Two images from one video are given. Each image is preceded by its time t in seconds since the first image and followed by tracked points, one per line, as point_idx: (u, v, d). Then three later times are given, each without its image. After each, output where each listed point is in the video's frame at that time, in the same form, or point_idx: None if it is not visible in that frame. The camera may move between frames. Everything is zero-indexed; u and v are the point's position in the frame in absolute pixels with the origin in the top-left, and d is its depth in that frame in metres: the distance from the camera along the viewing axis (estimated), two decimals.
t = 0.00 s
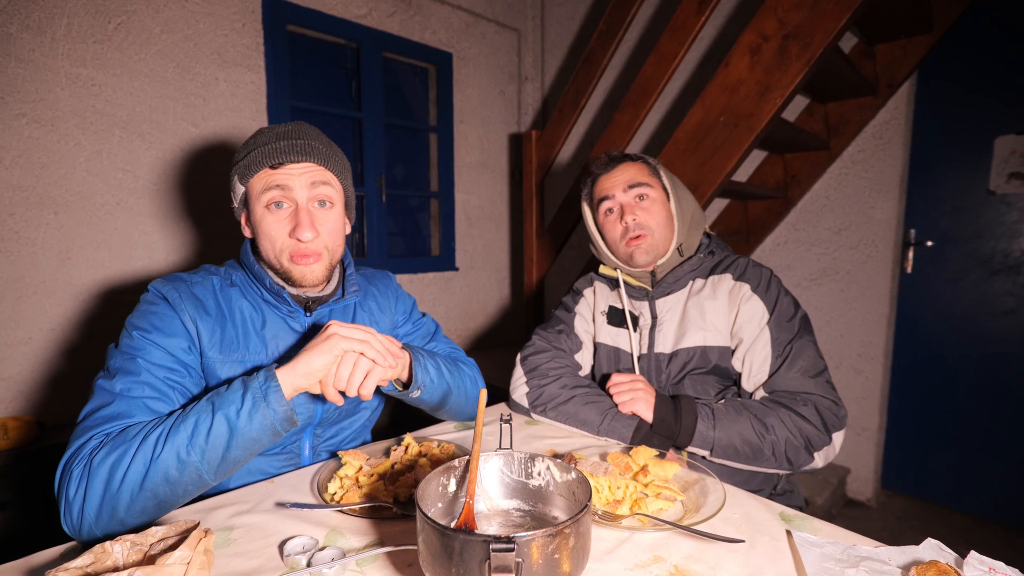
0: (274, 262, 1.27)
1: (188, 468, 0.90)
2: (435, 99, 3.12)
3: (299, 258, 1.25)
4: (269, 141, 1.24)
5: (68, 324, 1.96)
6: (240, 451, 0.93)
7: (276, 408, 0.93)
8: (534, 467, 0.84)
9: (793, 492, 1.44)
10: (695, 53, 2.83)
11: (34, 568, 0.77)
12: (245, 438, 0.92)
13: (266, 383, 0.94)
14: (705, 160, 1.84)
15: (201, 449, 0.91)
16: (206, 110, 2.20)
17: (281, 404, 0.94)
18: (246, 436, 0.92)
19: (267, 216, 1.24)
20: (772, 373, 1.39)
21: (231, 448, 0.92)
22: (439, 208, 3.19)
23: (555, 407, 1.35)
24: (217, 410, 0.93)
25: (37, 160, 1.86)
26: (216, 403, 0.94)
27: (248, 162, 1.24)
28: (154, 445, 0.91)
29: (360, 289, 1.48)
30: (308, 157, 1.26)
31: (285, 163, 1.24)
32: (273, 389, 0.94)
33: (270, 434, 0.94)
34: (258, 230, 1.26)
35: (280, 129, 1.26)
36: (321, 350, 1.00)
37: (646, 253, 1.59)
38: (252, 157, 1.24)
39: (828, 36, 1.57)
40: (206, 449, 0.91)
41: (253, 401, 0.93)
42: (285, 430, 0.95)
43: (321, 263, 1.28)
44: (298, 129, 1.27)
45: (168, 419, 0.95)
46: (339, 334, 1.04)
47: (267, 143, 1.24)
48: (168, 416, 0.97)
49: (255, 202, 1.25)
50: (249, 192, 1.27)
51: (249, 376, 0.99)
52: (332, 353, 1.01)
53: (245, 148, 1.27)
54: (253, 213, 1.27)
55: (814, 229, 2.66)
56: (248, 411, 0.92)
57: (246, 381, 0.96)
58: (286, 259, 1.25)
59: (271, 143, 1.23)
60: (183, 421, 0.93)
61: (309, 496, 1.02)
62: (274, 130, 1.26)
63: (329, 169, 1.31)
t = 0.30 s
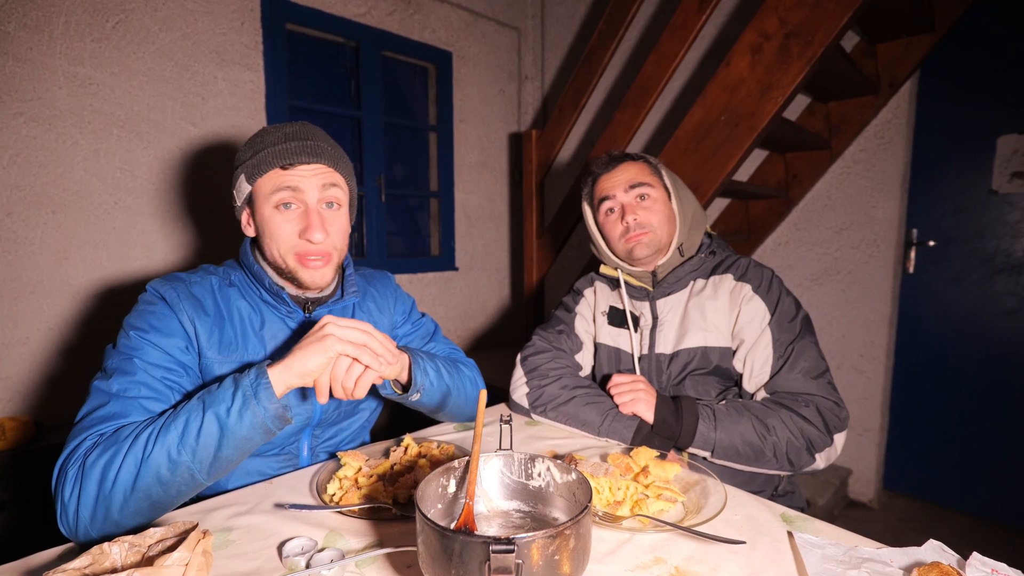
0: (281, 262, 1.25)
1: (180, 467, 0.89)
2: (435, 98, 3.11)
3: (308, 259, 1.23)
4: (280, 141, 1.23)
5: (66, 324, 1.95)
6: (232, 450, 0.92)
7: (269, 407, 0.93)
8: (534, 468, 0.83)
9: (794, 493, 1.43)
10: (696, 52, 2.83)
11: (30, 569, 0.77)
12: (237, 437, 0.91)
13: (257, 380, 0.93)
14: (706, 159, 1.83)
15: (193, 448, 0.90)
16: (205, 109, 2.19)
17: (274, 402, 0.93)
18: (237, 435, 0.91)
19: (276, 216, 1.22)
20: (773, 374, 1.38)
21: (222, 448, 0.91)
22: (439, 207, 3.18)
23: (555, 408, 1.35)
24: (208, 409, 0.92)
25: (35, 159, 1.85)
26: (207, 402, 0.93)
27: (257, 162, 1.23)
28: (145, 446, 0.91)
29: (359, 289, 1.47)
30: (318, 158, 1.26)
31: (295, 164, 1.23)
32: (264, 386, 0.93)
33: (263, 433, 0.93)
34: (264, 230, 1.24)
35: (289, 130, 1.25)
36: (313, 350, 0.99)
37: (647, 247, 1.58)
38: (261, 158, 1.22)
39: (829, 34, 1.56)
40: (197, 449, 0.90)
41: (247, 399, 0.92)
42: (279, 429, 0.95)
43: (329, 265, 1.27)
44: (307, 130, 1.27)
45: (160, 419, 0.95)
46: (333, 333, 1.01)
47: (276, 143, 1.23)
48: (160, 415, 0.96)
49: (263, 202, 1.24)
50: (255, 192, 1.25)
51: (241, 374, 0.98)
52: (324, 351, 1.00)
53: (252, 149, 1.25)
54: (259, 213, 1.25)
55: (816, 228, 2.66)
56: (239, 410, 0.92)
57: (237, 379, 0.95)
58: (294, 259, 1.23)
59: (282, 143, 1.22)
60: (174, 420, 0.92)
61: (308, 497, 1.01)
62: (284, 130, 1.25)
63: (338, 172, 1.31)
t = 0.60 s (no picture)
0: (345, 262, 1.29)
1: (186, 470, 0.89)
2: (434, 98, 3.11)
3: (371, 255, 1.32)
4: (338, 147, 1.25)
5: (65, 324, 1.94)
6: (237, 452, 0.92)
7: (275, 412, 0.93)
8: (534, 469, 0.83)
9: (796, 494, 1.43)
10: (697, 51, 2.82)
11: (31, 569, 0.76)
12: (244, 440, 0.91)
13: (265, 384, 0.93)
14: (707, 158, 1.83)
15: (200, 451, 0.90)
16: (203, 108, 2.18)
17: (281, 407, 0.93)
18: (244, 438, 0.91)
19: (344, 220, 1.25)
20: (775, 375, 1.37)
21: (229, 450, 0.91)
22: (439, 207, 3.18)
23: (556, 408, 1.34)
24: (214, 412, 0.91)
25: (32, 159, 1.84)
26: (214, 404, 0.92)
27: (327, 166, 1.22)
28: (149, 448, 0.90)
29: (360, 290, 1.46)
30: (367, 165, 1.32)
31: (356, 170, 1.28)
32: (272, 392, 0.93)
33: (269, 435, 0.94)
34: (328, 234, 1.24)
35: (331, 135, 1.27)
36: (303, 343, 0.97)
37: (650, 249, 1.57)
38: (329, 164, 1.22)
39: (831, 33, 1.55)
40: (202, 451, 0.90)
41: (255, 401, 0.93)
42: (284, 431, 0.95)
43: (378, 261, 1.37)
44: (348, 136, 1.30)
45: (163, 420, 0.94)
46: (324, 326, 0.99)
47: (335, 148, 1.24)
48: (164, 417, 0.95)
49: (328, 205, 1.23)
50: (314, 198, 1.22)
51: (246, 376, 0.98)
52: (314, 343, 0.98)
53: (301, 151, 1.21)
54: (319, 214, 1.23)
55: (817, 228, 2.65)
56: (247, 412, 0.91)
57: (244, 382, 0.95)
58: (359, 257, 1.30)
59: (344, 150, 1.25)
60: (179, 422, 0.91)
61: (307, 498, 1.01)
62: (334, 136, 1.27)
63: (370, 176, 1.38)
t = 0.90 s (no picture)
0: (359, 262, 1.29)
1: (189, 471, 0.88)
2: (434, 97, 3.10)
3: (384, 256, 1.33)
4: (359, 150, 1.26)
5: (63, 325, 1.94)
6: (239, 455, 0.91)
7: (281, 413, 0.92)
8: (535, 470, 0.82)
9: (797, 495, 1.42)
10: (697, 50, 2.81)
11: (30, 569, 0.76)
12: (248, 443, 0.91)
13: (271, 388, 0.93)
14: (708, 158, 1.82)
15: (203, 452, 0.89)
16: (202, 107, 2.18)
17: (287, 409, 0.93)
18: (247, 439, 0.90)
19: (361, 219, 1.26)
20: (776, 376, 1.36)
21: (232, 453, 0.90)
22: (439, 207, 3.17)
23: (556, 409, 1.33)
24: (217, 413, 0.91)
25: (30, 158, 1.83)
26: (219, 406, 0.92)
27: (348, 167, 1.23)
28: (151, 448, 0.89)
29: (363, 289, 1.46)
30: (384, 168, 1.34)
31: (375, 172, 1.29)
32: (278, 395, 0.92)
33: (272, 438, 0.92)
34: (345, 233, 1.25)
35: (351, 138, 1.28)
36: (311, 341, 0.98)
37: (653, 253, 1.56)
38: (350, 166, 1.23)
39: (833, 32, 1.54)
40: (204, 453, 0.89)
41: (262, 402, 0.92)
42: (287, 434, 0.94)
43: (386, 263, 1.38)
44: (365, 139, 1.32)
45: (166, 421, 0.93)
46: (334, 336, 0.97)
47: (355, 150, 1.25)
48: (168, 417, 0.95)
49: (346, 205, 1.24)
50: (335, 197, 1.22)
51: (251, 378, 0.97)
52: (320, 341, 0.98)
53: (323, 151, 1.22)
54: (335, 214, 1.24)
55: (819, 227, 2.64)
56: (250, 415, 0.91)
57: (249, 385, 0.94)
58: (371, 259, 1.30)
59: (364, 152, 1.27)
60: (182, 423, 0.91)
61: (306, 500, 1.00)
62: (355, 139, 1.28)
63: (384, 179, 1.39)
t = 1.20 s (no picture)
0: (351, 262, 1.28)
1: (182, 468, 0.88)
2: (434, 96, 3.10)
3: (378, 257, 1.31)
4: (359, 150, 1.25)
5: (62, 325, 1.94)
6: (233, 449, 0.90)
7: (273, 406, 0.91)
8: (535, 471, 0.81)
9: (798, 496, 1.41)
10: (698, 49, 2.80)
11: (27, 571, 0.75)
12: (239, 436, 0.89)
13: (261, 381, 0.91)
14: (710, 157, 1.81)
15: (195, 447, 0.88)
16: (200, 106, 2.17)
17: (279, 404, 0.91)
18: (239, 433, 0.89)
19: (356, 219, 1.25)
20: (777, 376, 1.35)
21: (225, 448, 0.89)
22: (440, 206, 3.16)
23: (556, 409, 1.33)
24: (208, 408, 0.90)
25: (28, 157, 1.83)
26: (210, 402, 0.91)
27: (346, 167, 1.22)
28: (144, 447, 0.89)
29: (364, 291, 1.44)
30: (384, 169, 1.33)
31: (373, 173, 1.28)
32: (267, 387, 0.91)
33: (265, 431, 0.91)
34: (338, 232, 1.24)
35: (352, 138, 1.27)
36: (307, 334, 0.96)
37: (655, 255, 1.56)
38: (348, 166, 1.22)
39: (835, 30, 1.53)
40: (197, 449, 0.88)
41: (253, 394, 0.91)
42: (282, 428, 0.93)
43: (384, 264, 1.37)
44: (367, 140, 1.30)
45: (157, 419, 0.92)
46: (330, 338, 0.94)
47: (354, 151, 1.24)
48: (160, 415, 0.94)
49: (343, 205, 1.23)
50: (331, 196, 1.22)
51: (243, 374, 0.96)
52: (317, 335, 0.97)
53: (322, 150, 1.21)
54: (332, 214, 1.23)
55: (820, 226, 2.63)
56: (241, 408, 0.90)
57: (240, 378, 0.93)
58: (367, 261, 1.30)
59: (364, 153, 1.26)
60: (173, 420, 0.90)
61: (306, 501, 0.99)
62: (354, 139, 1.27)
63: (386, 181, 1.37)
